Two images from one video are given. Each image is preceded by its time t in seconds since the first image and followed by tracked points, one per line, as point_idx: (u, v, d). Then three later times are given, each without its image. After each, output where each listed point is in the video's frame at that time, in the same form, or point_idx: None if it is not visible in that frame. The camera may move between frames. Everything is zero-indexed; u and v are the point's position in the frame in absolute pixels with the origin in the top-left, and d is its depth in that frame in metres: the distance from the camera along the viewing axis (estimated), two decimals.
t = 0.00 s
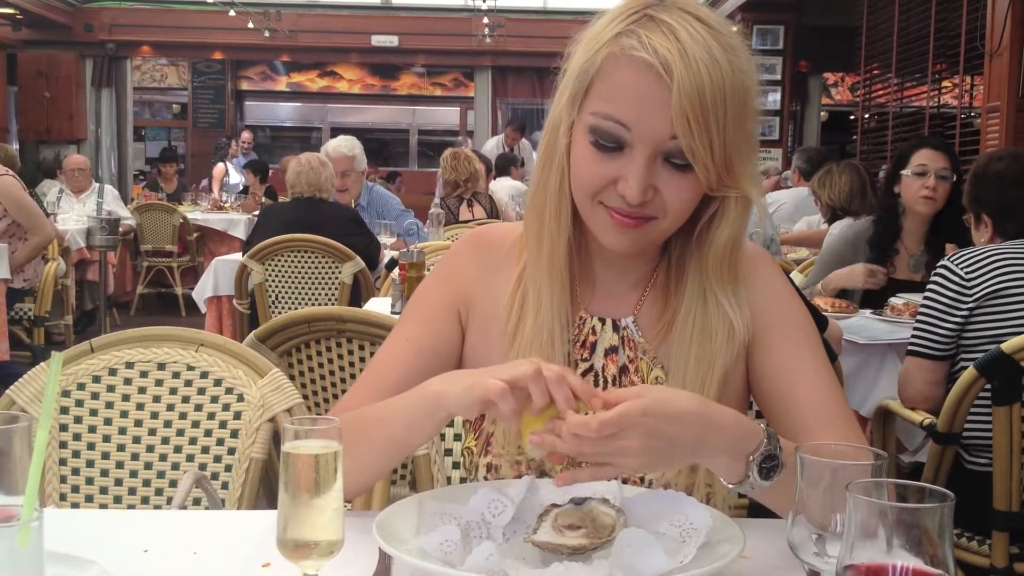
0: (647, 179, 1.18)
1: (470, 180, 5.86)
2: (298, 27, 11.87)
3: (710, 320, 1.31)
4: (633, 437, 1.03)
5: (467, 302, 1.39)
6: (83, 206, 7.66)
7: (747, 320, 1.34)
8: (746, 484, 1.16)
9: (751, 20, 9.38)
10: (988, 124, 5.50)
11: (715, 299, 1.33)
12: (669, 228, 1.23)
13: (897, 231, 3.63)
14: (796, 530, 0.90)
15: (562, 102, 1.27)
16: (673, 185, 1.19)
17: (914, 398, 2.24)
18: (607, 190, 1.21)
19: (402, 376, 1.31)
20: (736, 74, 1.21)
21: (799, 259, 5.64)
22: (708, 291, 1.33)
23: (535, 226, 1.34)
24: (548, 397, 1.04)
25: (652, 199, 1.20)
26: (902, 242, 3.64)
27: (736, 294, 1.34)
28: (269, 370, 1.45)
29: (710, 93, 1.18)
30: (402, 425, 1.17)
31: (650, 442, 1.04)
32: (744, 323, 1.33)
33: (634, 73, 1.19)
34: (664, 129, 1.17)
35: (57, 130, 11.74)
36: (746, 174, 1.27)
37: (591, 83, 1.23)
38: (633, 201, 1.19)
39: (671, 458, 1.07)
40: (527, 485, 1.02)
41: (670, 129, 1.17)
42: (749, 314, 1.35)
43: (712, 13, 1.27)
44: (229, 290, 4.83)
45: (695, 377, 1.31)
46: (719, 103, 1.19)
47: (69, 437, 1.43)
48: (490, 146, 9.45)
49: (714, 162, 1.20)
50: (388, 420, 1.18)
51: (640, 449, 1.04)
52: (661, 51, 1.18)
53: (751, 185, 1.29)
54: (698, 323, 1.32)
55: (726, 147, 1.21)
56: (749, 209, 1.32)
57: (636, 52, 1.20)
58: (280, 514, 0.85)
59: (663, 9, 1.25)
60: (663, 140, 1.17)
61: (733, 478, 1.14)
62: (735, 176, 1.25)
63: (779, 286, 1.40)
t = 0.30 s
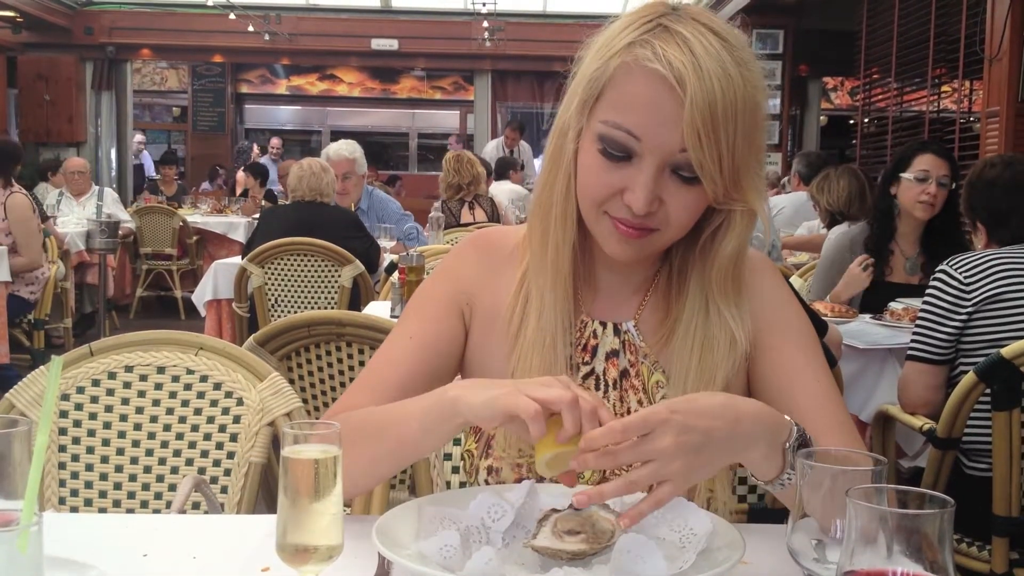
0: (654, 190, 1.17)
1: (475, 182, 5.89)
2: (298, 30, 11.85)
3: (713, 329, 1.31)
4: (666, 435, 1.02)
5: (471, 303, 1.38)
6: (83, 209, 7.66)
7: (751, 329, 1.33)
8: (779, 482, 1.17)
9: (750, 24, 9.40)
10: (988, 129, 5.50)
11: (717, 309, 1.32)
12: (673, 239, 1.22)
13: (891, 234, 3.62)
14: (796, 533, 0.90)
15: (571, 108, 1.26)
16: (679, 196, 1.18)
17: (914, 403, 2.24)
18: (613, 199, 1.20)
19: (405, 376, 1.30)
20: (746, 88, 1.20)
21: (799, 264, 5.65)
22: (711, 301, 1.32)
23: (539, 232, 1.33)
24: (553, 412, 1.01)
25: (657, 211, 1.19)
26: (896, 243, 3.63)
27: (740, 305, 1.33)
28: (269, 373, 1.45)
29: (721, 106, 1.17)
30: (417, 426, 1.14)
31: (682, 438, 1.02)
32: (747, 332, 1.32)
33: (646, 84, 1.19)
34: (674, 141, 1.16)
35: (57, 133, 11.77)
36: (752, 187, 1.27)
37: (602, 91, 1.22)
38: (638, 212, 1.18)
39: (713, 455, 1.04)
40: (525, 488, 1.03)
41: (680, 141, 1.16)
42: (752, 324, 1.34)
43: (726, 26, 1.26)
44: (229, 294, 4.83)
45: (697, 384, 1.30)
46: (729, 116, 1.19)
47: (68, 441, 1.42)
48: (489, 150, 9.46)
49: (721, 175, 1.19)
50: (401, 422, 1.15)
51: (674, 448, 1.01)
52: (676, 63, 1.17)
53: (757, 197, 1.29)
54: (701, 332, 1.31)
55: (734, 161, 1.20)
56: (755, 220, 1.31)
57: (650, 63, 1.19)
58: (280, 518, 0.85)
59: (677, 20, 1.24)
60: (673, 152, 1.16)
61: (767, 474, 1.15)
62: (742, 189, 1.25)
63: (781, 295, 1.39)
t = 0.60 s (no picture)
0: (665, 204, 1.17)
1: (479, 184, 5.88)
2: (298, 34, 11.84)
3: (718, 339, 1.31)
4: (677, 429, 1.01)
5: (474, 306, 1.38)
6: (83, 212, 7.65)
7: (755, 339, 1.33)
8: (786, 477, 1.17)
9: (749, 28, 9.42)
10: (988, 134, 5.50)
11: (722, 319, 1.32)
12: (679, 252, 1.22)
13: (892, 240, 3.62)
14: (797, 540, 0.90)
15: (583, 116, 1.25)
16: (690, 210, 1.18)
17: (914, 407, 2.24)
18: (624, 211, 1.20)
19: (412, 382, 1.30)
20: (760, 105, 1.20)
21: (799, 268, 5.65)
22: (717, 311, 1.32)
23: (546, 240, 1.33)
24: (571, 422, 1.00)
25: (667, 224, 1.19)
26: (898, 250, 3.64)
27: (747, 316, 1.33)
28: (269, 378, 1.44)
29: (737, 123, 1.17)
30: (430, 443, 1.12)
31: (693, 430, 1.01)
32: (752, 342, 1.32)
33: (662, 98, 1.18)
34: (689, 155, 1.15)
35: (57, 136, 11.77)
36: (763, 202, 1.26)
37: (616, 101, 1.22)
38: (649, 225, 1.18)
39: (725, 447, 1.03)
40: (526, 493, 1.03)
41: (695, 156, 1.15)
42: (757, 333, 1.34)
43: (744, 41, 1.26)
44: (229, 297, 4.83)
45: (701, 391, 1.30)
46: (744, 132, 1.18)
47: (67, 445, 1.42)
48: (489, 153, 9.46)
49: (734, 190, 1.19)
50: (415, 440, 1.13)
51: (686, 439, 1.01)
52: (693, 78, 1.17)
53: (766, 211, 1.29)
54: (707, 341, 1.31)
55: (746, 176, 1.20)
56: (763, 232, 1.31)
57: (668, 77, 1.18)
58: (280, 522, 0.85)
59: (694, 33, 1.24)
60: (686, 166, 1.16)
61: (776, 469, 1.15)
62: (753, 205, 1.25)
63: (786, 305, 1.39)
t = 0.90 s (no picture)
0: (669, 208, 1.17)
1: (487, 185, 5.91)
2: (298, 36, 11.87)
3: (720, 343, 1.31)
4: (670, 434, 1.01)
5: (475, 309, 1.38)
6: (83, 214, 7.65)
7: (758, 342, 1.34)
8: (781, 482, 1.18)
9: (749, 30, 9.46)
10: (987, 136, 5.51)
11: (724, 322, 1.32)
12: (682, 256, 1.22)
13: (896, 244, 3.62)
14: (796, 540, 0.90)
15: (586, 120, 1.25)
16: (694, 212, 1.18)
17: (913, 409, 2.25)
18: (627, 215, 1.20)
19: (416, 386, 1.30)
20: (763, 108, 1.21)
21: (799, 269, 5.66)
22: (718, 314, 1.32)
23: (548, 243, 1.33)
24: (560, 439, 1.00)
25: (671, 228, 1.19)
26: (902, 252, 3.64)
27: (748, 319, 1.34)
28: (269, 379, 1.45)
29: (741, 128, 1.17)
30: (430, 452, 1.12)
31: (685, 437, 1.02)
32: (754, 344, 1.32)
33: (667, 102, 1.18)
34: (694, 159, 1.16)
35: (58, 138, 11.81)
36: (766, 205, 1.27)
37: (620, 104, 1.22)
38: (653, 228, 1.18)
39: (719, 451, 1.04)
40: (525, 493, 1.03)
41: (700, 160, 1.16)
42: (759, 336, 1.35)
43: (748, 45, 1.26)
44: (229, 299, 4.83)
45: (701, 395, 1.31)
46: (749, 136, 1.19)
47: (68, 447, 1.43)
48: (489, 154, 9.46)
49: (738, 194, 1.19)
50: (415, 448, 1.13)
51: (679, 446, 1.01)
52: (698, 82, 1.17)
53: (769, 214, 1.29)
54: (708, 344, 1.31)
55: (750, 180, 1.21)
56: (765, 236, 1.31)
57: (672, 81, 1.18)
58: (281, 524, 0.85)
59: (698, 36, 1.24)
60: (691, 170, 1.16)
61: (768, 475, 1.15)
62: (757, 208, 1.25)
63: (787, 307, 1.40)
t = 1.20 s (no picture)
0: (669, 203, 1.17)
1: (490, 183, 5.89)
2: (300, 34, 11.86)
3: (721, 339, 1.31)
4: (675, 429, 1.01)
5: (477, 306, 1.38)
6: (85, 212, 7.65)
7: (759, 339, 1.33)
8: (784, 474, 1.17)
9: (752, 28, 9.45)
10: (990, 133, 5.49)
11: (725, 319, 1.32)
12: (683, 251, 1.22)
13: (899, 241, 3.62)
14: (799, 538, 0.90)
15: (585, 116, 1.25)
16: (694, 208, 1.18)
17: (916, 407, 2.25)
18: (628, 211, 1.20)
19: (420, 384, 1.30)
20: (762, 103, 1.21)
21: (801, 267, 5.64)
22: (719, 311, 1.32)
23: (549, 239, 1.33)
24: (568, 442, 0.99)
25: (672, 223, 1.19)
26: (905, 250, 3.63)
27: (749, 315, 1.33)
28: (272, 376, 1.44)
29: (741, 122, 1.17)
30: (435, 455, 1.12)
31: (686, 436, 1.01)
32: (755, 340, 1.32)
33: (666, 97, 1.18)
34: (693, 154, 1.15)
35: (59, 135, 11.77)
36: (766, 201, 1.27)
37: (619, 100, 1.22)
38: (653, 223, 1.18)
39: (721, 449, 1.04)
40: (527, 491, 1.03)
41: (699, 154, 1.15)
42: (760, 333, 1.34)
43: (747, 39, 1.26)
44: (231, 297, 4.83)
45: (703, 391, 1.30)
46: (749, 131, 1.19)
47: (70, 445, 1.43)
48: (492, 151, 9.43)
49: (738, 189, 1.19)
50: (418, 448, 1.13)
51: (684, 440, 1.01)
52: (697, 76, 1.16)
53: (769, 210, 1.28)
54: (709, 341, 1.31)
55: (750, 175, 1.20)
56: (766, 232, 1.31)
57: (671, 75, 1.18)
58: (284, 523, 0.85)
59: (697, 31, 1.24)
60: (691, 165, 1.16)
61: (773, 467, 1.15)
62: (758, 203, 1.25)
63: (789, 304, 1.39)
